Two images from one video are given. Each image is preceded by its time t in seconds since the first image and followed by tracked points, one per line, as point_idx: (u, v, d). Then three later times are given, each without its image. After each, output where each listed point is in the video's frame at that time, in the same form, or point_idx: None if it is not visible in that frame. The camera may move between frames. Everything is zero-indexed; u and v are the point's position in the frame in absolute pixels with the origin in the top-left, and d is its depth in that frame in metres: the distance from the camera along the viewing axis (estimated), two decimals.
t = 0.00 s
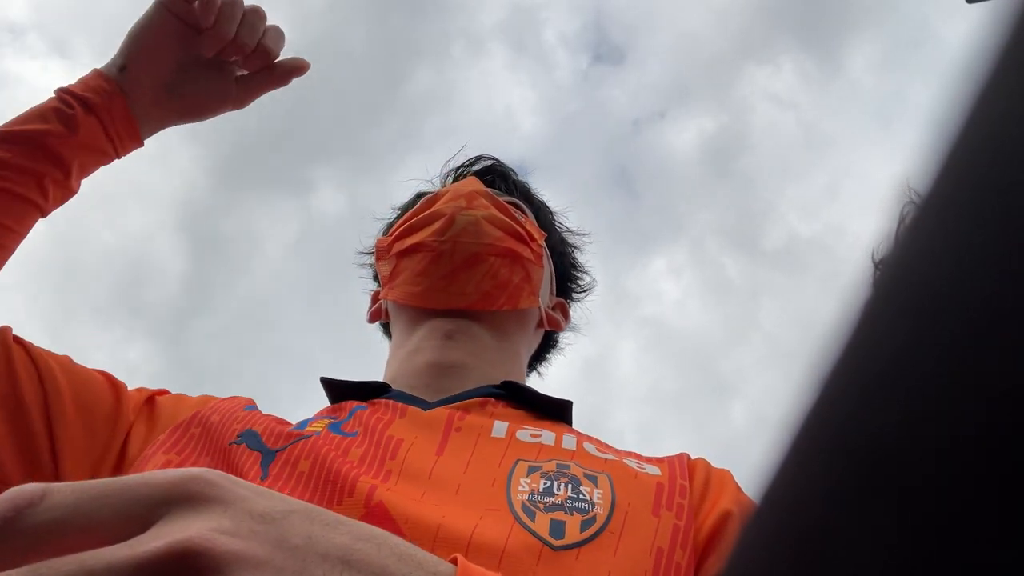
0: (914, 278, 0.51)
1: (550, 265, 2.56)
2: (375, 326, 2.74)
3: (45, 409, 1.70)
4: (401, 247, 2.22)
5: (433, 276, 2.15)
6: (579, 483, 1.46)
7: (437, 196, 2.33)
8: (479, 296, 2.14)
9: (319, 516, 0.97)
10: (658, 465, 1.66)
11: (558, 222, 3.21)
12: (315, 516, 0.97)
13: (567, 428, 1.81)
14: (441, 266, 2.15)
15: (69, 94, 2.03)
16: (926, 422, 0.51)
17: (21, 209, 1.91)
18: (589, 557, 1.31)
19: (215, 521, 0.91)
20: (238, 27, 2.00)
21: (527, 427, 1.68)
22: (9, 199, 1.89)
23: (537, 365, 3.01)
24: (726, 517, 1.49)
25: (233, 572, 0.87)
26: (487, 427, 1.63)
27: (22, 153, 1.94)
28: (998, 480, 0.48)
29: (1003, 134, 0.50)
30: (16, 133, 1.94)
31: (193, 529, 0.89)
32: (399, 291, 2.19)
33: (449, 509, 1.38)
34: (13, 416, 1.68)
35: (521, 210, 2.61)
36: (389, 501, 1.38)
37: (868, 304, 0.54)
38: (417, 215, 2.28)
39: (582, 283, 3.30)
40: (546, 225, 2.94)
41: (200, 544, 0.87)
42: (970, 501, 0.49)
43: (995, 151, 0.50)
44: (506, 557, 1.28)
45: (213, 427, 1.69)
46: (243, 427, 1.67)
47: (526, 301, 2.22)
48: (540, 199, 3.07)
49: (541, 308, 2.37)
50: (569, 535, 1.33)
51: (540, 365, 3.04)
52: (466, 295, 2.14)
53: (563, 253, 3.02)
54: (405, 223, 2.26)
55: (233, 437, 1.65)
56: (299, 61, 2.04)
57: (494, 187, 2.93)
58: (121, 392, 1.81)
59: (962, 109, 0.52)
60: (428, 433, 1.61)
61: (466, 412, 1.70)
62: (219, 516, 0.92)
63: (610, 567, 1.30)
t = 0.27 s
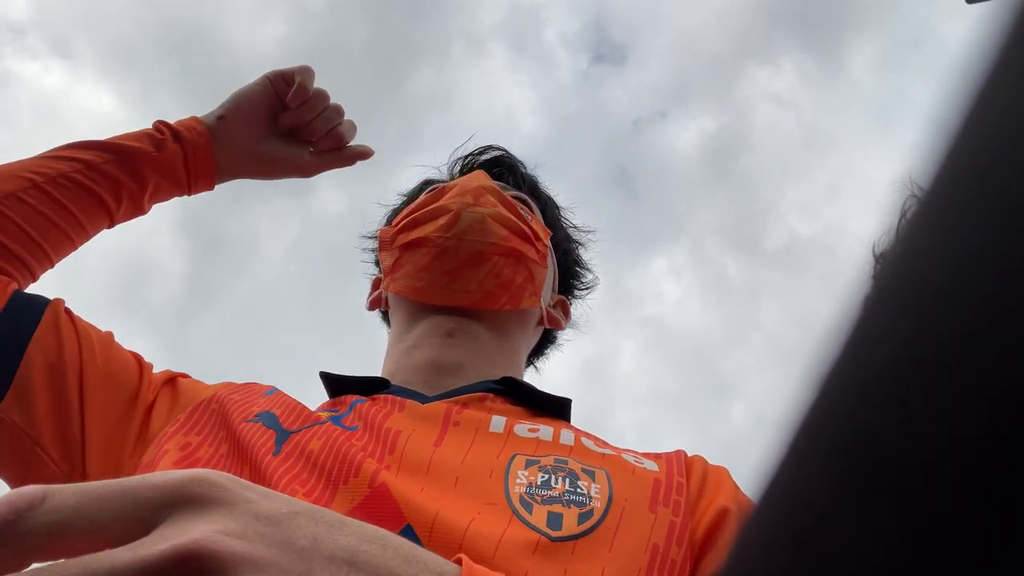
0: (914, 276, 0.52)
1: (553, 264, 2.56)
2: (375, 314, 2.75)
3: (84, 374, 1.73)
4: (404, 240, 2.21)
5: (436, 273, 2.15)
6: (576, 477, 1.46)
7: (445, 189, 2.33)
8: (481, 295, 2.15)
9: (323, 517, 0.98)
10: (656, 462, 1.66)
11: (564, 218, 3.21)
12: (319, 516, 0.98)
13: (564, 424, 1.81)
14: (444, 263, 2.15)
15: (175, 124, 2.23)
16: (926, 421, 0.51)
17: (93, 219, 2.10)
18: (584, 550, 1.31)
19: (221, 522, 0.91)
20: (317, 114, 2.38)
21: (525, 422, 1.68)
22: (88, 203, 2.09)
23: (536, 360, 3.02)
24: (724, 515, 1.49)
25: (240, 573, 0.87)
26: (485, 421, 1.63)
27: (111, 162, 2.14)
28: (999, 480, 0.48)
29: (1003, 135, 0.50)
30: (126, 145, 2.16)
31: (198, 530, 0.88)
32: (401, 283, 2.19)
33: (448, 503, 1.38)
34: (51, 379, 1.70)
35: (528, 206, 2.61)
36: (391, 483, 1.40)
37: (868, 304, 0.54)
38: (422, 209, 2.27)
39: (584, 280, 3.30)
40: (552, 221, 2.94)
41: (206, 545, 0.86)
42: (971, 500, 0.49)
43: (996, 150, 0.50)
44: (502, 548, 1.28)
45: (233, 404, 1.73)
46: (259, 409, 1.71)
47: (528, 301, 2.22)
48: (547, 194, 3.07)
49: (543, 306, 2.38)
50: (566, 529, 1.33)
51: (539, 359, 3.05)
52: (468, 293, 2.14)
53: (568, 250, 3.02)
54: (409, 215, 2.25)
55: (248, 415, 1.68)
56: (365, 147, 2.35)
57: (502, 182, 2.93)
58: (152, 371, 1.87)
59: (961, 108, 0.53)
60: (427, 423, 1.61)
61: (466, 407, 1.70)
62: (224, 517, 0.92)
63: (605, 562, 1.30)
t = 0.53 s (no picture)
0: (920, 277, 0.52)
1: (558, 269, 2.56)
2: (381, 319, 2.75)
3: (152, 380, 1.74)
4: (408, 245, 2.22)
5: (438, 278, 2.16)
6: (580, 479, 1.46)
7: (448, 195, 2.33)
8: (482, 301, 2.14)
9: (277, 509, 0.98)
10: (657, 463, 1.65)
11: (572, 225, 3.20)
12: (270, 507, 0.98)
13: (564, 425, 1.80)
14: (446, 268, 2.16)
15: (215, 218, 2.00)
16: (930, 421, 0.50)
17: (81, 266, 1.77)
18: (589, 553, 1.31)
19: (166, 512, 0.91)
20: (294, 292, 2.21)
21: (527, 427, 1.67)
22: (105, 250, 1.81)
23: (542, 366, 3.01)
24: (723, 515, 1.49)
25: (181, 563, 0.87)
26: (488, 423, 1.63)
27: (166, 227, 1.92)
28: (1002, 481, 0.48)
29: (1001, 137, 0.50)
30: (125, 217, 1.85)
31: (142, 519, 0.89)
32: (405, 289, 2.20)
33: (451, 505, 1.37)
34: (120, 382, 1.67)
35: (532, 212, 2.60)
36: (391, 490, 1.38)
37: (871, 302, 0.54)
38: (426, 214, 2.28)
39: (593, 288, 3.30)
40: (558, 228, 2.94)
41: (149, 535, 0.86)
42: (973, 502, 0.49)
43: (1001, 154, 0.50)
44: (508, 550, 1.28)
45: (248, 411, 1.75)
46: (255, 421, 1.71)
47: (531, 306, 2.22)
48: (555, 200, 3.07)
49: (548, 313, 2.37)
50: (571, 532, 1.33)
51: (546, 366, 3.04)
52: (470, 298, 2.14)
53: (575, 257, 3.02)
54: (413, 222, 2.27)
55: (247, 431, 1.68)
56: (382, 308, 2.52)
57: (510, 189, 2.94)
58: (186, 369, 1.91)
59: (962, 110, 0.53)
60: (427, 421, 1.61)
61: (467, 408, 1.70)
62: (170, 509, 0.92)
63: (611, 565, 1.30)
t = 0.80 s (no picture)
0: (917, 283, 0.51)
1: (548, 281, 2.57)
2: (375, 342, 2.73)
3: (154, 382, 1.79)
4: (401, 263, 2.22)
5: (434, 293, 2.15)
6: (587, 492, 1.46)
7: (438, 213, 2.33)
8: (478, 312, 2.14)
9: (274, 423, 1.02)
10: (660, 478, 1.65)
11: (557, 238, 3.21)
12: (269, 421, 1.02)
13: (571, 438, 1.79)
14: (442, 282, 2.15)
15: None
16: (930, 427, 0.50)
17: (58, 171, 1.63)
18: (597, 567, 1.31)
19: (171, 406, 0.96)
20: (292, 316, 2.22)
21: (533, 438, 1.67)
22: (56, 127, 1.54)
23: (536, 379, 3.01)
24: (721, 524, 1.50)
25: (181, 441, 0.90)
26: (495, 433, 1.63)
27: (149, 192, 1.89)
28: (1002, 486, 0.48)
29: (994, 137, 0.50)
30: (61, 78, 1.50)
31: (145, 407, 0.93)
32: (400, 308, 2.18)
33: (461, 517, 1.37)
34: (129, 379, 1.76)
35: (522, 227, 2.62)
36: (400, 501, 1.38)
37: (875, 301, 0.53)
38: (418, 232, 2.28)
39: (581, 300, 3.31)
40: (545, 243, 2.94)
41: (155, 415, 0.91)
42: (973, 506, 0.49)
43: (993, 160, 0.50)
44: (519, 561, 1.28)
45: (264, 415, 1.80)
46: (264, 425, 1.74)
47: (525, 317, 2.22)
48: (540, 217, 3.06)
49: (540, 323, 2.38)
50: (579, 544, 1.32)
51: (539, 379, 3.05)
52: (466, 311, 2.13)
53: (562, 270, 3.02)
54: (405, 240, 2.26)
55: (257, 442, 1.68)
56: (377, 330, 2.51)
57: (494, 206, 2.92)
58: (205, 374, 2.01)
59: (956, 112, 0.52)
60: (434, 428, 1.61)
61: (475, 417, 1.70)
62: (175, 404, 0.96)
63: None
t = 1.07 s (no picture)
0: (919, 285, 0.51)
1: (553, 265, 2.56)
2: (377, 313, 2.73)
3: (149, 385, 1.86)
4: (403, 242, 2.21)
5: (434, 274, 2.14)
6: (585, 487, 1.45)
7: (443, 191, 2.31)
8: (478, 296, 2.14)
9: (254, 467, 1.04)
10: (660, 468, 1.65)
11: (565, 219, 3.20)
12: (250, 465, 1.04)
13: (571, 429, 1.79)
14: (443, 264, 2.14)
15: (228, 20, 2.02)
16: (932, 429, 0.50)
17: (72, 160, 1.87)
18: (598, 565, 1.31)
19: (149, 458, 0.97)
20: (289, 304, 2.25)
21: (531, 431, 1.67)
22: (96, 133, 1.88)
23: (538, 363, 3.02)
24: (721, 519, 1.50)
25: (159, 497, 0.92)
26: (492, 427, 1.62)
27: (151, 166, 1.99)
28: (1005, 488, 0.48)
29: (995, 140, 0.50)
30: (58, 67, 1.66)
31: (125, 461, 0.95)
32: (400, 286, 2.19)
33: (458, 518, 1.36)
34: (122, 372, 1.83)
35: (528, 209, 2.60)
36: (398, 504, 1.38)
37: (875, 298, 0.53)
38: (421, 210, 2.26)
39: (587, 282, 3.30)
40: (552, 224, 2.93)
41: (132, 472, 0.93)
42: (978, 502, 0.49)
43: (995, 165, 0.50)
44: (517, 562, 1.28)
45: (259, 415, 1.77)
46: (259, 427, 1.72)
47: (527, 302, 2.21)
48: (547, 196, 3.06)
49: (543, 309, 2.37)
50: (578, 542, 1.32)
51: (541, 362, 3.05)
52: (467, 295, 2.13)
53: (568, 253, 3.01)
54: (408, 218, 2.25)
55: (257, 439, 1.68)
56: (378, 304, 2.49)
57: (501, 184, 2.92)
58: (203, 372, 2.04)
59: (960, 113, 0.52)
60: (431, 423, 1.61)
61: (471, 412, 1.70)
62: (152, 457, 0.98)
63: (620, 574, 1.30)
